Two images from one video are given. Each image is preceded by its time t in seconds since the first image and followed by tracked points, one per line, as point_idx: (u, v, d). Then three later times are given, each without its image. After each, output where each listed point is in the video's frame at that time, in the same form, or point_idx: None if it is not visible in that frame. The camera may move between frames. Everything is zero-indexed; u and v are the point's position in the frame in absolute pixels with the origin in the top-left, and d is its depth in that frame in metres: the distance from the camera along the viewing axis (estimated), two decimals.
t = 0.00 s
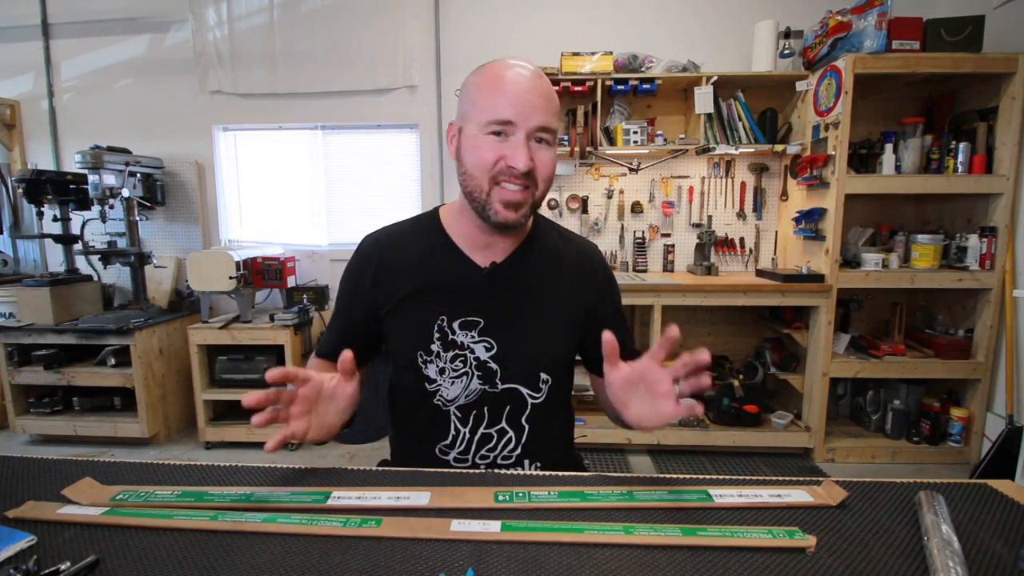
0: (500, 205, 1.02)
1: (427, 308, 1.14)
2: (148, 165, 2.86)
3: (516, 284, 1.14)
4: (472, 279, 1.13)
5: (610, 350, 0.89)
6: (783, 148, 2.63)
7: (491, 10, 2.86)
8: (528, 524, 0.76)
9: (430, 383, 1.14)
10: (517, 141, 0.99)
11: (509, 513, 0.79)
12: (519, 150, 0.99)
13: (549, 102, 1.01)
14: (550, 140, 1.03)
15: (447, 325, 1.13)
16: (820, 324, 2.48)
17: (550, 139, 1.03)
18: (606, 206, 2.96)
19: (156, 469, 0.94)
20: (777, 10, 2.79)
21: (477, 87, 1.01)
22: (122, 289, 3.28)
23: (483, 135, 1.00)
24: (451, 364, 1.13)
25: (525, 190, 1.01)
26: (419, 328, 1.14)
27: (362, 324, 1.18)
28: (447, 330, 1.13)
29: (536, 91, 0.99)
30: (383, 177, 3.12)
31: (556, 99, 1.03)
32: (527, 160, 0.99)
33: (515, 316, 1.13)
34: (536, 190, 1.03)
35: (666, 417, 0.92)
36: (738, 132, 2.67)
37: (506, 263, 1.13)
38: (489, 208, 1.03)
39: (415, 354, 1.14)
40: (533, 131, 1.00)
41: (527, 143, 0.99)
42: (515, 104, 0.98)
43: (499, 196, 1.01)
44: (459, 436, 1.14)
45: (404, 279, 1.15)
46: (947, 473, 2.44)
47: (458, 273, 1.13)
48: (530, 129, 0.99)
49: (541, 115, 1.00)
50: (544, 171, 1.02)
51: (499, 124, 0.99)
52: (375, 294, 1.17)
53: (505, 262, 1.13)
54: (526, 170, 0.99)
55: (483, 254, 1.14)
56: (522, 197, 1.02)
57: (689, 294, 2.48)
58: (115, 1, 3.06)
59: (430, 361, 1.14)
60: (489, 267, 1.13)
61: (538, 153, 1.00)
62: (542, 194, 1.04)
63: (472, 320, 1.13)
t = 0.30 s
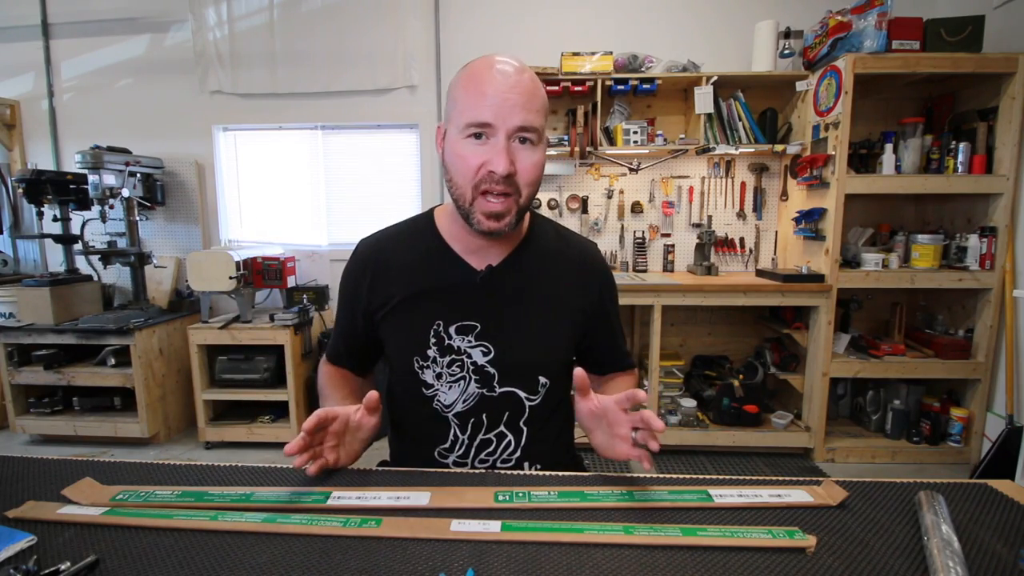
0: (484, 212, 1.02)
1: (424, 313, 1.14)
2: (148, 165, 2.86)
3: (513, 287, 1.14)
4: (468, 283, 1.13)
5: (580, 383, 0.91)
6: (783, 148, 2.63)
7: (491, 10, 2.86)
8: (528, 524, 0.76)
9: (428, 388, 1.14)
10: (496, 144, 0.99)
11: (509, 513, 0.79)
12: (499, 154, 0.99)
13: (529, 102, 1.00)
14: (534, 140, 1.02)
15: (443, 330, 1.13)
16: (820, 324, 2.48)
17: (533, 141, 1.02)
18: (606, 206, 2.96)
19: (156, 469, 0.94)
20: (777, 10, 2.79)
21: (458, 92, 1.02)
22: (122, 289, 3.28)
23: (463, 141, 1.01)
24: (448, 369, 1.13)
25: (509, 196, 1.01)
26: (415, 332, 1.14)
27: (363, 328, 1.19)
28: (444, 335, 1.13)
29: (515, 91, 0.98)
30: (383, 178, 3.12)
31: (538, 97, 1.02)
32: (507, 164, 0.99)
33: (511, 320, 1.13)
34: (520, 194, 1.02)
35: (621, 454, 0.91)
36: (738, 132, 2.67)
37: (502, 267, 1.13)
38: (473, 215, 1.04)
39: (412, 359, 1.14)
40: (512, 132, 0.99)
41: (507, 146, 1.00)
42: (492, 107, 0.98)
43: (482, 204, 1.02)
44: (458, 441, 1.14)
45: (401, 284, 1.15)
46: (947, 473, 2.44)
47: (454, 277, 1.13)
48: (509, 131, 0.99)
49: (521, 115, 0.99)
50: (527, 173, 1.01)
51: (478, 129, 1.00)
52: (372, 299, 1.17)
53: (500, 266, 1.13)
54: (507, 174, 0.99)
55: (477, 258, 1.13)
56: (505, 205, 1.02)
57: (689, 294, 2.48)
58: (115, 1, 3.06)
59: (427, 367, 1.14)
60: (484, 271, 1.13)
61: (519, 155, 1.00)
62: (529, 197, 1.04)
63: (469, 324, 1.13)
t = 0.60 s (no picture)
0: (480, 206, 1.02)
1: (421, 308, 1.14)
2: (148, 165, 2.86)
3: (511, 283, 1.14)
4: (466, 279, 1.13)
5: (574, 374, 0.89)
6: (783, 148, 2.63)
7: (491, 10, 2.86)
8: (528, 524, 0.76)
9: (425, 383, 1.14)
10: (492, 141, 0.99)
11: (509, 512, 0.79)
12: (494, 150, 0.99)
13: (523, 99, 1.00)
14: (529, 137, 1.02)
15: (441, 325, 1.13)
16: (820, 323, 2.48)
17: (529, 137, 1.02)
18: (606, 207, 2.96)
19: (156, 469, 0.94)
20: (777, 10, 2.79)
21: (454, 89, 1.02)
22: (122, 289, 3.28)
23: (458, 138, 1.02)
24: (446, 364, 1.13)
25: (505, 191, 1.01)
26: (413, 328, 1.14)
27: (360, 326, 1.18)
28: (442, 330, 1.13)
29: (510, 89, 0.99)
30: (383, 178, 3.12)
31: (532, 94, 1.02)
32: (502, 160, 0.99)
33: (509, 315, 1.13)
34: (516, 189, 1.02)
35: (616, 442, 0.91)
36: (738, 132, 2.67)
37: (499, 262, 1.14)
38: (469, 210, 1.04)
39: (410, 355, 1.14)
40: (507, 129, 0.99)
41: (502, 143, 1.00)
42: (487, 104, 0.98)
43: (478, 198, 1.02)
44: (456, 437, 1.14)
45: (399, 279, 1.15)
46: (947, 473, 2.44)
47: (453, 273, 1.13)
48: (504, 128, 0.99)
49: (516, 113, 0.99)
50: (522, 169, 1.01)
51: (473, 126, 1.00)
52: (370, 295, 1.17)
53: (498, 261, 1.14)
54: (502, 170, 0.99)
55: (474, 254, 1.14)
56: (502, 199, 1.01)
57: (689, 294, 2.48)
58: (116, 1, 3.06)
59: (424, 362, 1.14)
60: (482, 267, 1.13)
61: (514, 152, 1.00)
62: (524, 193, 1.04)
63: (466, 319, 1.13)
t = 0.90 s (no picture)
0: (479, 205, 1.02)
1: (422, 299, 1.15)
2: (148, 165, 2.86)
3: (512, 274, 1.14)
4: (467, 271, 1.13)
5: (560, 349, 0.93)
6: (783, 148, 2.63)
7: (491, 9, 2.86)
8: (528, 524, 0.76)
9: (426, 373, 1.14)
10: (490, 142, 0.99)
11: (509, 513, 0.79)
12: (493, 150, 0.99)
13: (522, 102, 1.00)
14: (527, 138, 1.02)
15: (443, 315, 1.14)
16: (820, 323, 2.48)
17: (527, 138, 1.02)
18: (606, 207, 2.96)
19: (156, 469, 0.94)
20: (777, 10, 2.79)
21: (455, 90, 1.02)
22: (122, 289, 3.28)
23: (458, 139, 1.02)
24: (447, 354, 1.13)
25: (503, 189, 1.01)
26: (414, 319, 1.14)
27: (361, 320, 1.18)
28: (443, 320, 1.13)
29: (509, 91, 0.99)
30: (383, 178, 3.12)
31: (531, 97, 1.02)
32: (500, 159, 0.99)
33: (510, 305, 1.13)
34: (514, 188, 1.02)
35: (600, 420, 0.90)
36: (738, 132, 2.67)
37: (500, 256, 1.14)
38: (469, 209, 1.04)
39: (412, 344, 1.14)
40: (505, 130, 0.99)
41: (500, 143, 1.00)
42: (486, 106, 0.98)
43: (477, 197, 1.02)
44: (457, 427, 1.14)
45: (402, 271, 1.16)
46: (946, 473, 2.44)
47: (454, 265, 1.14)
48: (502, 128, 0.99)
49: (515, 114, 0.99)
50: (520, 168, 1.01)
51: (473, 127, 1.00)
52: (371, 288, 1.17)
53: (499, 255, 1.14)
54: (500, 169, 0.99)
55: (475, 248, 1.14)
56: (500, 196, 1.01)
57: (689, 294, 2.48)
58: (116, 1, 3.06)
59: (426, 351, 1.14)
60: (483, 259, 1.13)
61: (512, 152, 1.00)
62: (523, 192, 1.04)
63: (468, 309, 1.13)
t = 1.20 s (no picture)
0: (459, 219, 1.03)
1: (427, 298, 1.15)
2: (148, 165, 2.86)
3: (516, 273, 1.14)
4: (471, 270, 1.14)
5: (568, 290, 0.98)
6: (783, 148, 2.63)
7: (490, 9, 2.86)
8: (528, 524, 0.76)
9: (431, 369, 1.15)
10: (447, 159, 0.98)
11: (509, 513, 0.79)
12: (451, 167, 0.98)
13: (465, 107, 0.97)
14: (484, 140, 0.99)
15: (448, 313, 1.14)
16: (820, 323, 2.48)
17: (484, 139, 1.00)
18: (606, 206, 2.96)
19: (156, 469, 0.94)
20: (777, 10, 2.79)
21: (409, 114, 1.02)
22: (122, 289, 3.28)
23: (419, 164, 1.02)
24: (452, 351, 1.14)
25: (476, 199, 1.01)
26: (419, 317, 1.15)
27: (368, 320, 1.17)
28: (448, 317, 1.14)
29: (451, 102, 0.97)
30: (383, 178, 3.12)
31: (473, 98, 0.98)
32: (461, 172, 0.98)
33: (514, 303, 1.13)
34: (487, 193, 1.01)
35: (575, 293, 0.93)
36: (738, 132, 2.67)
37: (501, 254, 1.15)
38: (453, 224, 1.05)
39: (418, 341, 1.15)
40: (458, 142, 0.98)
41: (457, 155, 0.98)
42: (432, 124, 0.97)
43: (455, 213, 1.03)
44: (459, 423, 1.14)
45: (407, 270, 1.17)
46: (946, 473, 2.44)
47: (458, 265, 1.15)
48: (455, 141, 0.98)
49: (462, 123, 0.97)
50: (486, 173, 1.00)
51: (427, 149, 0.99)
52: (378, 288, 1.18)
53: (500, 253, 1.15)
54: (465, 182, 0.99)
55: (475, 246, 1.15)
56: (475, 206, 1.01)
57: (689, 294, 2.48)
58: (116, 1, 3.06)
59: (430, 348, 1.14)
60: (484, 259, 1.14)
61: (473, 160, 0.99)
62: (496, 194, 1.02)
63: (472, 307, 1.14)
